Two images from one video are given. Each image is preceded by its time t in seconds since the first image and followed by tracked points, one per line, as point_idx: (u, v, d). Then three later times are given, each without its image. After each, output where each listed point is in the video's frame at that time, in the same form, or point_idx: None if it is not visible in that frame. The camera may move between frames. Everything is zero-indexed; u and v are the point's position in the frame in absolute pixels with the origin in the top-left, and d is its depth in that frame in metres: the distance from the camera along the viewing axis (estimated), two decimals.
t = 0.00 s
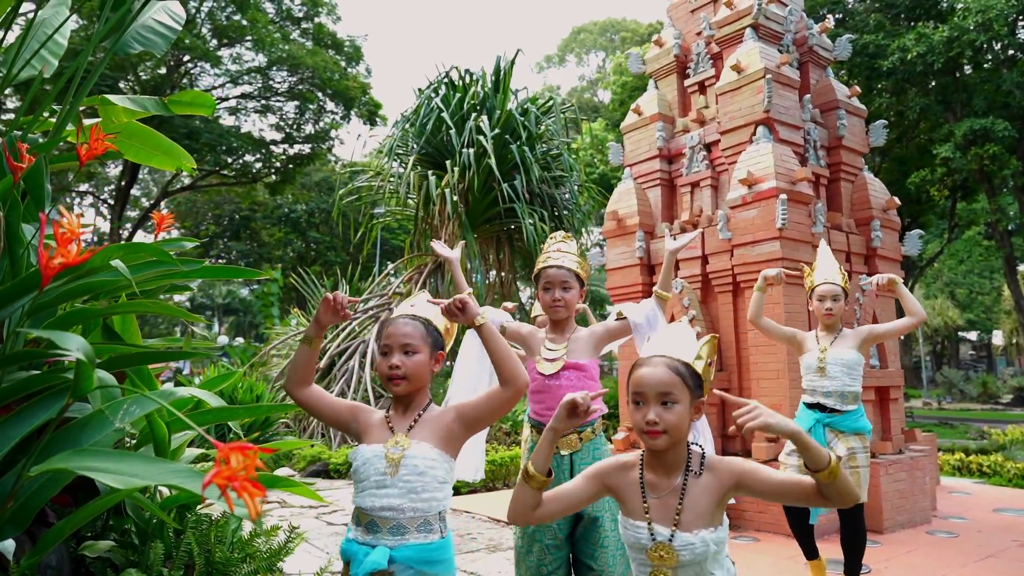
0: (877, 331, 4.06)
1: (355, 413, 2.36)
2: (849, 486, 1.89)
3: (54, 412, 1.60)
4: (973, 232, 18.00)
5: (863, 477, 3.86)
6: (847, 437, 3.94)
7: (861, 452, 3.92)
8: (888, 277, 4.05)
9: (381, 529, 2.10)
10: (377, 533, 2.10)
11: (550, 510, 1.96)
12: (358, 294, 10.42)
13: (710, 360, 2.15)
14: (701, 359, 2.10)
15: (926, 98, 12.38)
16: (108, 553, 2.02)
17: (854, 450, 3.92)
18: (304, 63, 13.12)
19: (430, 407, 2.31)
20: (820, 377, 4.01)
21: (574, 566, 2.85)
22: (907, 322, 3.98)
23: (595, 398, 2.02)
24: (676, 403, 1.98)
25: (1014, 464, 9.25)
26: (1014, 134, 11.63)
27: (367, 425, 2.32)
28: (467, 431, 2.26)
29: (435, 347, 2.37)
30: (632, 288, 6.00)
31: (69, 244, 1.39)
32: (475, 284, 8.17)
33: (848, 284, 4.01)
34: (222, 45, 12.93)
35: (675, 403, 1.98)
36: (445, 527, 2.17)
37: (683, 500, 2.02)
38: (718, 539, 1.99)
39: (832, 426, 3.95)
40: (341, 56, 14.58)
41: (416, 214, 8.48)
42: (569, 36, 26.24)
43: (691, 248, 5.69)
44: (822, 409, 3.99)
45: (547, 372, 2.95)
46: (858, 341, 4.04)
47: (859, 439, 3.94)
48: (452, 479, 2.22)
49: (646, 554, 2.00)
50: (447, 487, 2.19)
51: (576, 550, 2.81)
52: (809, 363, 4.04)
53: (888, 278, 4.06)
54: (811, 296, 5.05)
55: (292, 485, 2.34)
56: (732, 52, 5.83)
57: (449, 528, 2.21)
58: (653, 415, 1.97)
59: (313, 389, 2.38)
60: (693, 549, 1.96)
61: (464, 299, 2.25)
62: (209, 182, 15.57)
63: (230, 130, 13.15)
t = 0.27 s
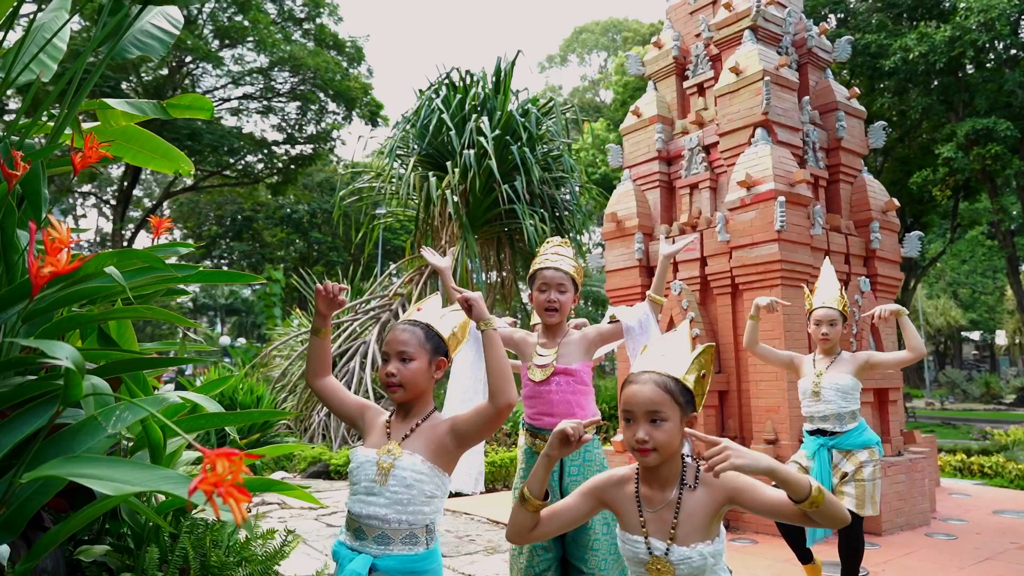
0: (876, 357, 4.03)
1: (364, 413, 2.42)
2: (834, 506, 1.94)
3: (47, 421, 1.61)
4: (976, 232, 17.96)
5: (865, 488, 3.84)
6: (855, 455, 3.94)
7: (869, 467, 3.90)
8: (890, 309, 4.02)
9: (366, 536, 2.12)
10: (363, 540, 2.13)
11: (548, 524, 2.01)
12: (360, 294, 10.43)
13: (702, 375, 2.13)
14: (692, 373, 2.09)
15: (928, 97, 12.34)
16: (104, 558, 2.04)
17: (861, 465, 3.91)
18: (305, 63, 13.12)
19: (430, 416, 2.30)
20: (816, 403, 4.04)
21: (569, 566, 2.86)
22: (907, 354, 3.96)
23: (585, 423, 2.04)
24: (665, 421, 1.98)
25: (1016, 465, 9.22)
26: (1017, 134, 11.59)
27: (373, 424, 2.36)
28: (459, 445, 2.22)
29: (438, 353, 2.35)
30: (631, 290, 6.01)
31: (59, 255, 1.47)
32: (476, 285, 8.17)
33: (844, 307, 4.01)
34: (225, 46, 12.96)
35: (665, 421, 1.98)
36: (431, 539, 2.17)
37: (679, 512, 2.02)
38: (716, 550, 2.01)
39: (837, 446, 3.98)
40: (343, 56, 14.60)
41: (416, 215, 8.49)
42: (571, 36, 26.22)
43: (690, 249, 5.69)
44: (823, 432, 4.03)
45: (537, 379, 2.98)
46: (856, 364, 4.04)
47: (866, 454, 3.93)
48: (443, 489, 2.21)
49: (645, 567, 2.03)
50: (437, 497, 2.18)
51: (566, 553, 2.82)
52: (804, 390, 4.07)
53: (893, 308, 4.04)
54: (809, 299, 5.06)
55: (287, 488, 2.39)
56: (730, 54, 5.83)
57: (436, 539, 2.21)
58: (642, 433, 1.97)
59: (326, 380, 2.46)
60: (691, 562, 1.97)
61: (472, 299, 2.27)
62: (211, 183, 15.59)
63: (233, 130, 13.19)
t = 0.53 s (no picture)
0: (871, 349, 4.05)
1: (359, 418, 2.43)
2: (829, 454, 1.92)
3: (43, 424, 1.66)
4: (977, 232, 17.95)
5: (865, 485, 3.82)
6: (853, 450, 3.94)
7: (866, 462, 3.90)
8: (885, 297, 4.04)
9: (359, 540, 2.14)
10: (355, 543, 2.15)
11: (534, 482, 2.07)
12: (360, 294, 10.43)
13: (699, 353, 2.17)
14: (687, 350, 2.12)
15: (929, 97, 12.33)
16: (100, 559, 2.06)
17: (859, 461, 3.90)
18: (306, 64, 13.12)
19: (424, 422, 2.30)
20: (813, 396, 4.07)
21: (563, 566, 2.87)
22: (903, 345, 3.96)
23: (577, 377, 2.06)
24: (657, 397, 2.02)
25: (1015, 465, 9.22)
26: (1017, 135, 11.58)
27: (367, 431, 2.37)
28: (454, 454, 2.21)
29: (433, 357, 2.35)
30: (630, 290, 6.01)
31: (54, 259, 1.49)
32: (476, 285, 8.18)
33: (841, 302, 4.02)
34: (225, 46, 12.99)
35: (657, 398, 2.02)
36: (424, 543, 2.18)
37: (672, 485, 2.05)
38: (708, 525, 2.01)
39: (834, 441, 3.97)
40: (344, 56, 14.61)
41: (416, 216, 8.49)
42: (572, 36, 26.21)
43: (688, 250, 5.69)
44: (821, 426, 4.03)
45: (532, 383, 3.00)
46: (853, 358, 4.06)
47: (863, 450, 3.93)
48: (437, 495, 2.22)
49: (635, 539, 2.04)
50: (430, 503, 2.19)
51: (559, 552, 2.84)
52: (801, 383, 4.12)
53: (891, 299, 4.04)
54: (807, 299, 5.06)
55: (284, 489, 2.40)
56: (729, 55, 5.84)
57: (429, 543, 2.22)
58: (635, 410, 2.01)
59: (316, 392, 2.47)
60: (681, 534, 1.98)
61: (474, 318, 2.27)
62: (211, 183, 15.60)
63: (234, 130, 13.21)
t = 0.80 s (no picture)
0: (868, 341, 4.06)
1: (352, 421, 2.43)
2: (816, 416, 1.95)
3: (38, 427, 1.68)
4: (978, 232, 17.95)
5: (865, 482, 3.85)
6: (850, 446, 3.93)
7: (864, 459, 3.91)
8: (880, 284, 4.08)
9: (356, 542, 2.14)
10: (352, 545, 2.15)
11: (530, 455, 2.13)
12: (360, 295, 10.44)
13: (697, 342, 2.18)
14: (683, 338, 2.12)
15: (929, 98, 12.32)
16: (96, 560, 2.08)
17: (856, 457, 3.91)
18: (306, 64, 13.12)
19: (419, 423, 2.31)
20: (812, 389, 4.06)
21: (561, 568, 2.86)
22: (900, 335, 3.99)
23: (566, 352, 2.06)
24: (652, 386, 2.03)
25: (1015, 466, 9.21)
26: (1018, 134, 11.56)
27: (362, 433, 2.37)
28: (450, 453, 2.22)
29: (427, 359, 2.36)
30: (629, 291, 6.01)
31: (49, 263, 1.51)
32: (476, 285, 8.18)
33: (839, 296, 4.02)
34: (225, 47, 13.01)
35: (652, 386, 2.03)
36: (420, 543, 2.18)
37: (667, 471, 2.06)
38: (701, 513, 2.01)
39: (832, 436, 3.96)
40: (344, 57, 14.62)
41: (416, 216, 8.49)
42: (572, 36, 26.19)
43: (687, 251, 5.69)
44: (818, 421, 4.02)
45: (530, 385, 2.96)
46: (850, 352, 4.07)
47: (860, 445, 3.93)
48: (433, 496, 2.23)
49: (627, 523, 2.03)
50: (426, 504, 2.20)
51: (562, 552, 2.83)
52: (800, 375, 4.10)
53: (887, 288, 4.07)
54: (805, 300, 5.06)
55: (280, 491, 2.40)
56: (727, 56, 5.84)
57: (425, 543, 2.23)
58: (630, 400, 2.03)
59: (308, 396, 2.46)
60: (673, 518, 1.98)
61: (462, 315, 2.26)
62: (212, 183, 15.60)
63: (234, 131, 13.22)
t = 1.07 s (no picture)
0: (866, 336, 4.08)
1: (345, 421, 2.43)
2: (801, 394, 1.98)
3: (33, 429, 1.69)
4: (978, 232, 17.94)
5: (862, 480, 3.84)
6: (848, 443, 3.94)
7: (861, 456, 3.91)
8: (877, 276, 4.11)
9: (355, 542, 2.14)
10: (351, 545, 2.15)
11: (526, 436, 2.16)
12: (360, 295, 10.44)
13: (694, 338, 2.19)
14: (678, 332, 2.13)
15: (929, 97, 12.31)
16: (93, 560, 2.08)
17: (854, 455, 3.91)
18: (306, 64, 13.12)
19: (413, 420, 2.32)
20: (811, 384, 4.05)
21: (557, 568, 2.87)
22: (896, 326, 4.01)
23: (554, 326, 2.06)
24: (647, 380, 2.04)
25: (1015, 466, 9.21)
26: (1018, 134, 11.54)
27: (356, 433, 2.37)
28: (445, 448, 2.24)
29: (421, 358, 2.36)
30: (628, 291, 6.02)
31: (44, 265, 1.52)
32: (475, 285, 8.18)
33: (837, 292, 4.03)
34: (226, 47, 13.03)
35: (647, 381, 2.04)
36: (419, 541, 2.19)
37: (662, 464, 2.07)
38: (695, 508, 2.00)
39: (830, 433, 3.96)
40: (344, 57, 14.62)
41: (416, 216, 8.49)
42: (573, 35, 26.18)
43: (686, 251, 5.70)
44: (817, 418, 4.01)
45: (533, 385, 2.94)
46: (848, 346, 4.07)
47: (858, 442, 3.94)
48: (430, 493, 2.23)
49: (621, 516, 2.03)
50: (423, 501, 2.20)
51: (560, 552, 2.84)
52: (799, 371, 4.08)
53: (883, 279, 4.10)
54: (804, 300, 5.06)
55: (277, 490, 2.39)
56: (726, 56, 5.84)
57: (424, 541, 2.24)
58: (627, 395, 2.04)
59: (302, 396, 2.46)
60: (667, 511, 1.98)
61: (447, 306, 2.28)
62: (212, 183, 15.59)
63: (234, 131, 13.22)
